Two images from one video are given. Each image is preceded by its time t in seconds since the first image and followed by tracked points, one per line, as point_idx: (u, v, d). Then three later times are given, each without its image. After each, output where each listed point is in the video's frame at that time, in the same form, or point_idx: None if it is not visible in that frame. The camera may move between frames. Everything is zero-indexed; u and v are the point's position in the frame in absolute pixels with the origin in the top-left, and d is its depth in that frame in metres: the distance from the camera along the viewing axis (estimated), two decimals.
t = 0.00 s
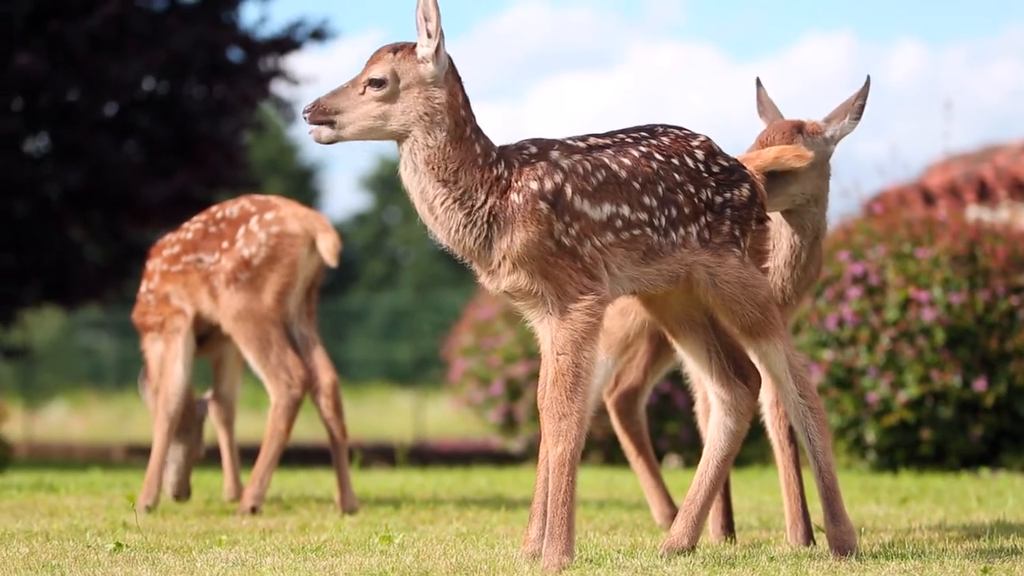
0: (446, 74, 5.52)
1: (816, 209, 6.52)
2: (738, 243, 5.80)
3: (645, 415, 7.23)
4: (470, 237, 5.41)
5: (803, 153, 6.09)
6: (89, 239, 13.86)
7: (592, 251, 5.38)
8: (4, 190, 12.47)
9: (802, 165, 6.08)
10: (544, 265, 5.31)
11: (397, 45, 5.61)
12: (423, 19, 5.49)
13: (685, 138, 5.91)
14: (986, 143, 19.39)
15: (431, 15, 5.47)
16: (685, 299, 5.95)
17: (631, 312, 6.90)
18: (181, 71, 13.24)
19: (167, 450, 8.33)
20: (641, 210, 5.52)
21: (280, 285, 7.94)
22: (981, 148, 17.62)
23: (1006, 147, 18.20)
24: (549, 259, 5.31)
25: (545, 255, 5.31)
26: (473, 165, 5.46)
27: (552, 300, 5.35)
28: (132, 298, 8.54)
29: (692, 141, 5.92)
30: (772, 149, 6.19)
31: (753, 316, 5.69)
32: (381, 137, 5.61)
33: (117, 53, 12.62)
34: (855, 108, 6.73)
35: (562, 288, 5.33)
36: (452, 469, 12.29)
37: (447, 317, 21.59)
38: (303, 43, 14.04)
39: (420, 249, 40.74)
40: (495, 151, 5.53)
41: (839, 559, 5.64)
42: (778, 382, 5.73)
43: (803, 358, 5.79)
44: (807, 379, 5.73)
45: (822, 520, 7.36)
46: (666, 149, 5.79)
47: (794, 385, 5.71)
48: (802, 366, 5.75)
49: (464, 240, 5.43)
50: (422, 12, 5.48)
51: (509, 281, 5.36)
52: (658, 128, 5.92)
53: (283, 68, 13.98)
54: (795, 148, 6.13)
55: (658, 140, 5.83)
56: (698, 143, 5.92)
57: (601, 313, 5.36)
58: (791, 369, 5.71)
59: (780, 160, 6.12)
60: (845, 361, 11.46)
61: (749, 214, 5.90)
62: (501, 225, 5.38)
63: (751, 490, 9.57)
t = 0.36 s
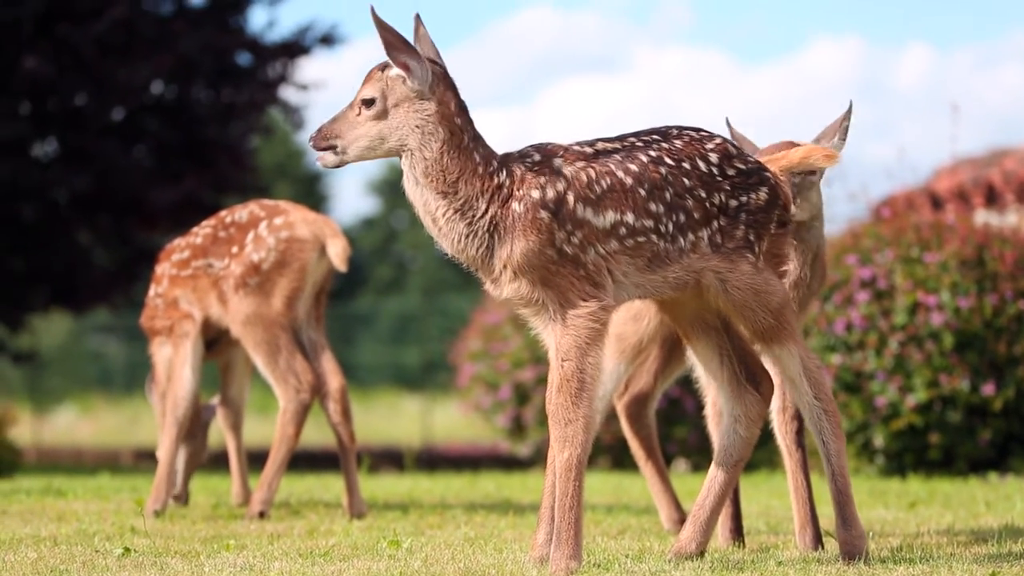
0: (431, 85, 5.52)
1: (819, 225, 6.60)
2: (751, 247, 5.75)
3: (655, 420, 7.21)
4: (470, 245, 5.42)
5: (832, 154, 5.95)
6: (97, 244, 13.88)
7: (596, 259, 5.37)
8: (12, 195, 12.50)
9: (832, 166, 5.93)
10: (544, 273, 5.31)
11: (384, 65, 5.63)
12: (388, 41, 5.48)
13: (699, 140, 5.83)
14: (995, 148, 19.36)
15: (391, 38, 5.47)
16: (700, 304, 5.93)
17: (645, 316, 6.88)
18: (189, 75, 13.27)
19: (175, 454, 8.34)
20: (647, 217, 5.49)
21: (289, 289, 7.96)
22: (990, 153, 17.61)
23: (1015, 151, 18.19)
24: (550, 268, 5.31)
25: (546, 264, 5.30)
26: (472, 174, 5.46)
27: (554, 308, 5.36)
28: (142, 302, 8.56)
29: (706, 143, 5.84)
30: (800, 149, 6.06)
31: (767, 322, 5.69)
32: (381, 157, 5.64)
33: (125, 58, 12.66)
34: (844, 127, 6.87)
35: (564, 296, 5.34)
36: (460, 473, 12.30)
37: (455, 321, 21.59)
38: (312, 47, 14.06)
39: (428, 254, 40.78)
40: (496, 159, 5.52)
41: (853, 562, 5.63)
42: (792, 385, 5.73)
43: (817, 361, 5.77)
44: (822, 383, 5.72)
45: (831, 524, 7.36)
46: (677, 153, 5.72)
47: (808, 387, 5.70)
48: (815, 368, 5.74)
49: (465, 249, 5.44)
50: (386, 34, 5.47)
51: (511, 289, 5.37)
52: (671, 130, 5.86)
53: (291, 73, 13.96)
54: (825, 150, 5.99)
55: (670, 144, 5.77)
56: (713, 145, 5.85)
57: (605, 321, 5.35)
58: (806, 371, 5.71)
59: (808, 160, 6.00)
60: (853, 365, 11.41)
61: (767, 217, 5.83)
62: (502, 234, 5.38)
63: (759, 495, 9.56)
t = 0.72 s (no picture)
0: (429, 95, 5.58)
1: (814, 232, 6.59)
2: (760, 240, 5.72)
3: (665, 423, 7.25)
4: (467, 253, 5.43)
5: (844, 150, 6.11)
6: (103, 248, 13.90)
7: (597, 261, 5.36)
8: (18, 198, 12.52)
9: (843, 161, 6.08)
10: (544, 278, 5.31)
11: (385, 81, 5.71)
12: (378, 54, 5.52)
13: (702, 135, 5.78)
14: (1002, 150, 19.33)
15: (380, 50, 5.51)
16: (706, 299, 5.93)
17: (650, 329, 6.90)
18: (195, 79, 13.29)
19: (182, 458, 8.35)
20: (648, 218, 5.46)
21: (295, 293, 7.96)
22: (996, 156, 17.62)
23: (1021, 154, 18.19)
24: (549, 273, 5.31)
25: (544, 269, 5.30)
26: (466, 184, 5.48)
27: (555, 313, 5.36)
28: (148, 306, 8.57)
29: (711, 137, 5.78)
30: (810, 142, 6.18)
31: (778, 315, 5.68)
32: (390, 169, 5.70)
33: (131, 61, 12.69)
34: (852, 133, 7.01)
35: (565, 300, 5.34)
36: (467, 477, 12.29)
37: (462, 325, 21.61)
38: (318, 51, 14.08)
39: (434, 257, 40.79)
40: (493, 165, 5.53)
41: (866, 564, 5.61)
42: (805, 381, 5.74)
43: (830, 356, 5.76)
44: (834, 379, 5.72)
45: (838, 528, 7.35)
46: (680, 150, 5.67)
47: (821, 384, 5.71)
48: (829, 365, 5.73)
49: (462, 256, 5.45)
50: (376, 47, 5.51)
51: (512, 295, 5.37)
52: (675, 127, 5.81)
53: (297, 77, 13.98)
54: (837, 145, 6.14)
55: (673, 140, 5.72)
56: (719, 140, 5.79)
57: (608, 324, 5.35)
58: (818, 367, 5.71)
59: (822, 154, 6.12)
60: (859, 368, 11.38)
61: (778, 207, 5.78)
62: (499, 241, 5.38)
63: (766, 498, 9.55)
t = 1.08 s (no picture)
0: (452, 79, 5.68)
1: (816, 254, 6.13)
2: (730, 258, 5.29)
3: (675, 419, 7.24)
4: (447, 241, 5.51)
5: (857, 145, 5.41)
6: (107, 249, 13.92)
7: (591, 258, 5.30)
8: (22, 199, 12.52)
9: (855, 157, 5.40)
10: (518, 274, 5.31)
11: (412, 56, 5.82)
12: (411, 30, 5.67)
13: (696, 145, 5.52)
14: (1008, 151, 19.32)
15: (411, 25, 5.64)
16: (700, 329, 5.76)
17: (654, 325, 6.92)
18: (199, 80, 13.31)
19: (185, 459, 8.35)
20: (620, 219, 5.32)
21: (299, 294, 7.97)
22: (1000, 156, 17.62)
23: None
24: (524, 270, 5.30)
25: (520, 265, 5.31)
26: (458, 174, 5.57)
27: (553, 310, 5.35)
28: (151, 306, 8.55)
29: (703, 148, 5.51)
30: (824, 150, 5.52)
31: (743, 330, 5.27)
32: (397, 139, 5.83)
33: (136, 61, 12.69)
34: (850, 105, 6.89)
35: (562, 299, 5.32)
36: (472, 477, 12.31)
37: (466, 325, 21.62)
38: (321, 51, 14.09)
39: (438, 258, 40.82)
40: (486, 163, 5.58)
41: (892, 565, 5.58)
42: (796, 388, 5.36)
43: (840, 357, 5.31)
44: (831, 384, 5.29)
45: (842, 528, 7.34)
46: (665, 155, 5.47)
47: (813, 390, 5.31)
48: (834, 371, 5.29)
49: (445, 245, 5.53)
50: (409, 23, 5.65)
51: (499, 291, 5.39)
52: (671, 134, 5.60)
53: (301, 77, 13.99)
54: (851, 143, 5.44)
55: (662, 145, 5.52)
56: (711, 151, 5.50)
57: (611, 320, 5.31)
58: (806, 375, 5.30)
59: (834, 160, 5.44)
60: (863, 369, 11.39)
61: (765, 228, 5.35)
62: (488, 236, 5.44)
63: (770, 499, 9.56)
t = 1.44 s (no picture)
0: (472, 71, 5.72)
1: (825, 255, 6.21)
2: (751, 243, 5.17)
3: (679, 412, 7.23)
4: (473, 234, 5.57)
5: (890, 142, 5.40)
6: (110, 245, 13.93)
7: (596, 254, 5.32)
8: (25, 195, 12.51)
9: (890, 155, 5.39)
10: (533, 269, 5.37)
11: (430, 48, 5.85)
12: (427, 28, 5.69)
13: (715, 130, 5.40)
14: (1009, 147, 19.31)
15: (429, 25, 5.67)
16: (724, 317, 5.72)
17: (648, 314, 6.95)
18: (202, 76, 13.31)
19: (187, 454, 8.36)
20: (635, 212, 5.30)
21: (301, 289, 7.97)
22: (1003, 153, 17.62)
23: None
24: (539, 264, 5.36)
25: (535, 260, 5.36)
26: (483, 166, 5.64)
27: (559, 305, 5.37)
28: (153, 301, 8.56)
29: (722, 132, 5.39)
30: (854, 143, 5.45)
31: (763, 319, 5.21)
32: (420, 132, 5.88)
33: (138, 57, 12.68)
34: (816, 109, 6.94)
35: (567, 294, 5.34)
36: (474, 474, 12.32)
37: (469, 321, 21.63)
38: (323, 47, 14.09)
39: (441, 254, 40.84)
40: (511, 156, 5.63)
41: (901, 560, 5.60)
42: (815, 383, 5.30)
43: (859, 357, 5.27)
44: (850, 382, 5.24)
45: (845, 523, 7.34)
46: (682, 144, 5.37)
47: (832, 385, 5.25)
48: (852, 370, 5.24)
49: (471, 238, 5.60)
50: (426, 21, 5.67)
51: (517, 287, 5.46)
52: (692, 121, 5.49)
53: (304, 73, 14.00)
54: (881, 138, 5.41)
55: (680, 133, 5.42)
56: (729, 135, 5.37)
57: (612, 315, 5.30)
58: (825, 369, 5.24)
59: (865, 153, 5.38)
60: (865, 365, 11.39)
61: (784, 209, 5.21)
62: (504, 228, 5.50)
63: (772, 494, 9.56)
